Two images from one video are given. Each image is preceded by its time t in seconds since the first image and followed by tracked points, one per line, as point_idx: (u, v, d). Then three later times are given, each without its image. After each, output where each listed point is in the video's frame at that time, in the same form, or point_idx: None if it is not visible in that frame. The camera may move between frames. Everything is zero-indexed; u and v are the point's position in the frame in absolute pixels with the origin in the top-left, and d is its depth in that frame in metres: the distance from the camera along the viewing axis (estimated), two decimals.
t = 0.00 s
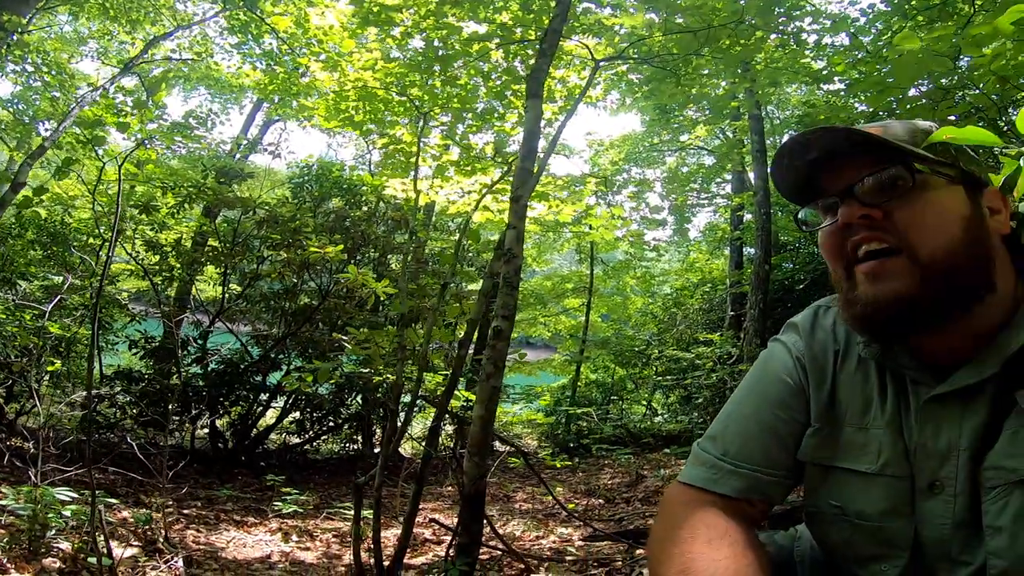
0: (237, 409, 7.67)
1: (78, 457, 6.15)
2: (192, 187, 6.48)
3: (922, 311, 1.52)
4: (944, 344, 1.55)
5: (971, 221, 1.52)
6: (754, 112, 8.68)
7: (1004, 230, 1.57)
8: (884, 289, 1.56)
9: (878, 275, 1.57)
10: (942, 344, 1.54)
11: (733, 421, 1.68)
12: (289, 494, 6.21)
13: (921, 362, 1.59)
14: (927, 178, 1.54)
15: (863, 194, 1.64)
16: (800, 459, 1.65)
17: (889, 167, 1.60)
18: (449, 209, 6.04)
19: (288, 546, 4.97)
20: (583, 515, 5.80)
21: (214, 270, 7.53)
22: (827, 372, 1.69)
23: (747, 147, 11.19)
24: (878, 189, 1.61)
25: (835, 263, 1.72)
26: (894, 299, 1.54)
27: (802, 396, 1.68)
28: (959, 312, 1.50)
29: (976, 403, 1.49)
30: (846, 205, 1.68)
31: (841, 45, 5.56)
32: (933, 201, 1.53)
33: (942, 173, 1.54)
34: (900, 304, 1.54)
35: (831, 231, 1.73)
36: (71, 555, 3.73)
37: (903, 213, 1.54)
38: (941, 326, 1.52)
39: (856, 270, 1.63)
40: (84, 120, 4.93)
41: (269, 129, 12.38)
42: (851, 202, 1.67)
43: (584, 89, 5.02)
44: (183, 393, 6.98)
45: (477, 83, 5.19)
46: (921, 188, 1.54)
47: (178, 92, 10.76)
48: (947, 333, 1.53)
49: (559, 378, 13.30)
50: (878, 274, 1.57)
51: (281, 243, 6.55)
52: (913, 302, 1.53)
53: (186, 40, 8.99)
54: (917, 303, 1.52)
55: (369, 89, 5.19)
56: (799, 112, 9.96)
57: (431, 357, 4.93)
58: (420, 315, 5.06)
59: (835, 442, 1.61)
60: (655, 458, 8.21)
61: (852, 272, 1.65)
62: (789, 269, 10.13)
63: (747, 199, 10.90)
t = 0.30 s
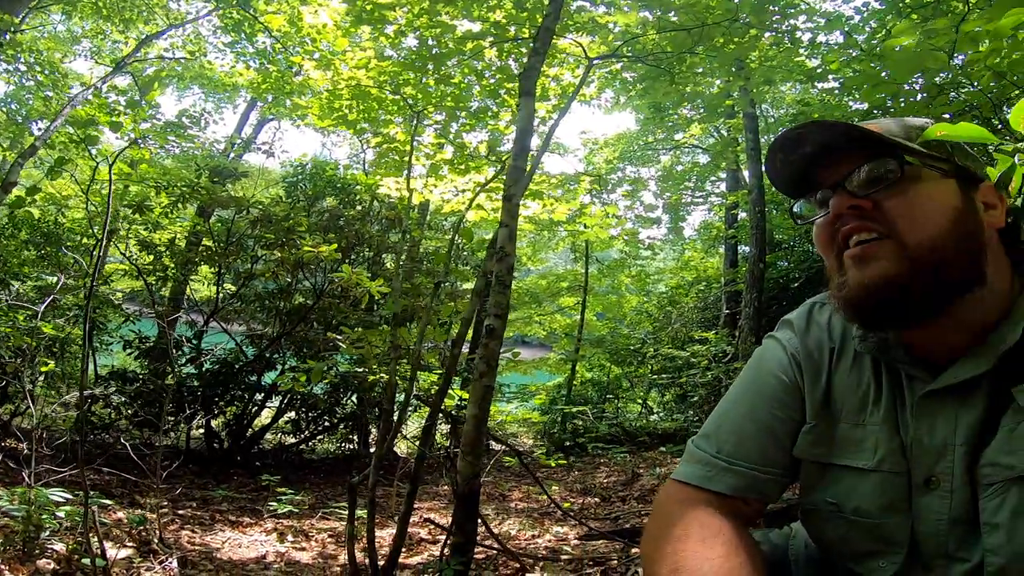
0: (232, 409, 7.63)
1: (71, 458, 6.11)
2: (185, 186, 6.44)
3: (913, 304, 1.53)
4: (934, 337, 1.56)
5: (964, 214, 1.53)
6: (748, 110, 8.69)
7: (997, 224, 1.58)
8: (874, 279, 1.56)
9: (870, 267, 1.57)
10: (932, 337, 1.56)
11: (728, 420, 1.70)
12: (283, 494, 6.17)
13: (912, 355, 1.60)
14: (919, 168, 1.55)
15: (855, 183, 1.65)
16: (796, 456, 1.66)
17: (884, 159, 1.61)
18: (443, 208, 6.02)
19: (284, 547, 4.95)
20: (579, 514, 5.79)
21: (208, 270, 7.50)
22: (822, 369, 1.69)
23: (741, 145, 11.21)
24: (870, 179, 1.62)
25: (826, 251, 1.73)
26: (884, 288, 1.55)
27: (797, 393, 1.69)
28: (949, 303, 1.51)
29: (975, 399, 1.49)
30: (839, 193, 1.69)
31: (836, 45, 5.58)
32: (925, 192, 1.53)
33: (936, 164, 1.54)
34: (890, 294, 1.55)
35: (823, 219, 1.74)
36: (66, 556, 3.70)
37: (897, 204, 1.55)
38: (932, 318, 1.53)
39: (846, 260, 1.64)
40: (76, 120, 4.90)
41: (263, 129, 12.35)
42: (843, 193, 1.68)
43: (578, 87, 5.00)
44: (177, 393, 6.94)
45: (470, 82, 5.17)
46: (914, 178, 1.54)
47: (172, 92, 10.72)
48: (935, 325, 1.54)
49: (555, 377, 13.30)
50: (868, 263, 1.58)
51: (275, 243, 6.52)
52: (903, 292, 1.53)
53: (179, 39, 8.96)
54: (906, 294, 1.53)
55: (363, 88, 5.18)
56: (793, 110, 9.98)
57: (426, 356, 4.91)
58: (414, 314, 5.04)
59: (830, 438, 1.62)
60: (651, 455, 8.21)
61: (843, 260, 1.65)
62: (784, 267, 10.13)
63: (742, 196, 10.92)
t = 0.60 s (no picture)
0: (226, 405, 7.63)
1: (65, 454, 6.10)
2: (182, 182, 6.43)
3: (899, 313, 1.54)
4: (917, 347, 1.58)
5: (952, 226, 1.54)
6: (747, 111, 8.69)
7: (983, 239, 1.60)
8: (863, 285, 1.57)
9: (859, 274, 1.58)
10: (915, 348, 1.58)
11: (711, 426, 1.73)
12: (277, 491, 6.18)
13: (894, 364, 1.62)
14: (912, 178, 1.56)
15: (848, 188, 1.65)
16: (775, 462, 1.69)
17: (877, 168, 1.62)
18: (439, 207, 6.02)
19: (276, 544, 4.95)
20: (570, 512, 5.81)
21: (204, 266, 7.49)
22: (802, 378, 1.72)
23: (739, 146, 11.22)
24: (863, 186, 1.63)
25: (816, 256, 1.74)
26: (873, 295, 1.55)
27: (777, 401, 1.72)
28: (934, 314, 1.53)
29: (947, 409, 1.53)
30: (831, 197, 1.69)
31: (835, 47, 5.59)
32: (916, 202, 1.54)
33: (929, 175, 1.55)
34: (878, 302, 1.55)
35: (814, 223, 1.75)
36: (59, 552, 3.70)
37: (889, 212, 1.55)
38: (917, 328, 1.54)
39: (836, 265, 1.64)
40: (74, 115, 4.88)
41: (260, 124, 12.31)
42: (836, 199, 1.68)
43: (576, 87, 5.01)
44: (171, 390, 6.93)
45: (469, 81, 5.16)
46: (907, 188, 1.55)
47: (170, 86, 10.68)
48: (920, 335, 1.56)
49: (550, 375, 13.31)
50: (857, 270, 1.58)
51: (270, 240, 6.52)
52: (891, 300, 1.54)
53: (178, 34, 8.92)
54: (894, 303, 1.54)
55: (361, 85, 5.17)
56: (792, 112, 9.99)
57: (420, 354, 4.92)
58: (409, 312, 5.04)
59: (808, 446, 1.66)
60: (644, 455, 8.23)
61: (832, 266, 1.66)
62: (780, 269, 10.16)
63: (739, 197, 10.93)
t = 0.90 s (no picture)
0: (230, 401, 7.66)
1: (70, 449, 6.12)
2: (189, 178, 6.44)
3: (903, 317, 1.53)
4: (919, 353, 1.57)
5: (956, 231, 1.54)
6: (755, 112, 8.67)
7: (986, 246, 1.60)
8: (867, 288, 1.55)
9: (864, 277, 1.56)
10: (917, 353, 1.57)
11: (711, 427, 1.72)
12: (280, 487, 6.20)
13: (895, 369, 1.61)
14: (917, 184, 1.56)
15: (852, 191, 1.65)
16: (774, 464, 1.69)
17: (883, 173, 1.61)
18: (444, 205, 6.02)
19: (278, 540, 4.97)
20: (572, 512, 5.81)
21: (210, 262, 7.51)
22: (804, 381, 1.71)
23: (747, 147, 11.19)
24: (868, 189, 1.62)
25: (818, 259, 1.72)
26: (876, 299, 1.54)
27: (778, 403, 1.70)
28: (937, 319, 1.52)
29: (947, 413, 1.55)
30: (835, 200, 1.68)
31: (845, 48, 5.57)
32: (922, 207, 1.54)
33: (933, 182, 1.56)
34: (882, 305, 1.53)
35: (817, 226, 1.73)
36: (62, 545, 3.71)
37: (897, 216, 1.55)
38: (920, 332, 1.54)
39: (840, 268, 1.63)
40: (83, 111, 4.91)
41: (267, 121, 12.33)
42: (841, 202, 1.67)
43: (584, 87, 4.99)
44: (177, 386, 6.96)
45: (477, 80, 5.16)
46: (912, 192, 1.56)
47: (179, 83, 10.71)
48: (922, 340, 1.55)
49: (553, 374, 13.29)
50: (861, 272, 1.57)
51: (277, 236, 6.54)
52: (895, 305, 1.53)
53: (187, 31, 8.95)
54: (898, 307, 1.53)
55: (369, 83, 5.18)
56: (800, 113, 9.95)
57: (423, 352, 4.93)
58: (413, 310, 5.05)
59: (808, 448, 1.65)
60: (647, 454, 8.22)
61: (835, 269, 1.64)
62: (786, 270, 10.13)
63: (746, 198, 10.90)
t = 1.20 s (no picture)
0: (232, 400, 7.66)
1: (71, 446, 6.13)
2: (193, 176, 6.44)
3: (888, 325, 1.55)
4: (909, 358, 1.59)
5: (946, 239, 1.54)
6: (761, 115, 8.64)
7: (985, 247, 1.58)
8: (852, 297, 1.57)
9: (850, 284, 1.58)
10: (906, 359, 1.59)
11: (714, 429, 1.71)
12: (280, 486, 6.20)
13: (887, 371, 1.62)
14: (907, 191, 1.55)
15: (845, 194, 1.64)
16: (775, 466, 1.68)
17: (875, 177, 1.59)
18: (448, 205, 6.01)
19: (277, 539, 4.97)
20: (573, 513, 5.79)
21: (213, 261, 7.52)
22: (807, 384, 1.70)
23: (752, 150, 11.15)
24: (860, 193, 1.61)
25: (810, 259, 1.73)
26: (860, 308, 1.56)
27: (781, 405, 1.70)
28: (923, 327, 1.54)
29: (950, 417, 1.55)
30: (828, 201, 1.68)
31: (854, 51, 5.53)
32: (910, 216, 1.54)
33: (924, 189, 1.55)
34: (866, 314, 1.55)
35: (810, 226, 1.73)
36: (60, 543, 3.71)
37: (884, 226, 1.55)
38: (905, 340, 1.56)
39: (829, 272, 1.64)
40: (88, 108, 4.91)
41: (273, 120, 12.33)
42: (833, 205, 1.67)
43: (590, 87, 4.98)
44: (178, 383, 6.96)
45: (483, 80, 5.15)
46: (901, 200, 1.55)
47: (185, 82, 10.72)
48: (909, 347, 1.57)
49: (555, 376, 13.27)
50: (847, 280, 1.58)
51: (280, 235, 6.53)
52: (879, 313, 1.54)
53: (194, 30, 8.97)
54: (882, 315, 1.54)
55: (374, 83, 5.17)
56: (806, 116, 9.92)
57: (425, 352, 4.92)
58: (416, 310, 5.04)
59: (810, 450, 1.65)
60: (648, 457, 8.20)
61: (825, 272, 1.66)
62: (790, 273, 10.10)
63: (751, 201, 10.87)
